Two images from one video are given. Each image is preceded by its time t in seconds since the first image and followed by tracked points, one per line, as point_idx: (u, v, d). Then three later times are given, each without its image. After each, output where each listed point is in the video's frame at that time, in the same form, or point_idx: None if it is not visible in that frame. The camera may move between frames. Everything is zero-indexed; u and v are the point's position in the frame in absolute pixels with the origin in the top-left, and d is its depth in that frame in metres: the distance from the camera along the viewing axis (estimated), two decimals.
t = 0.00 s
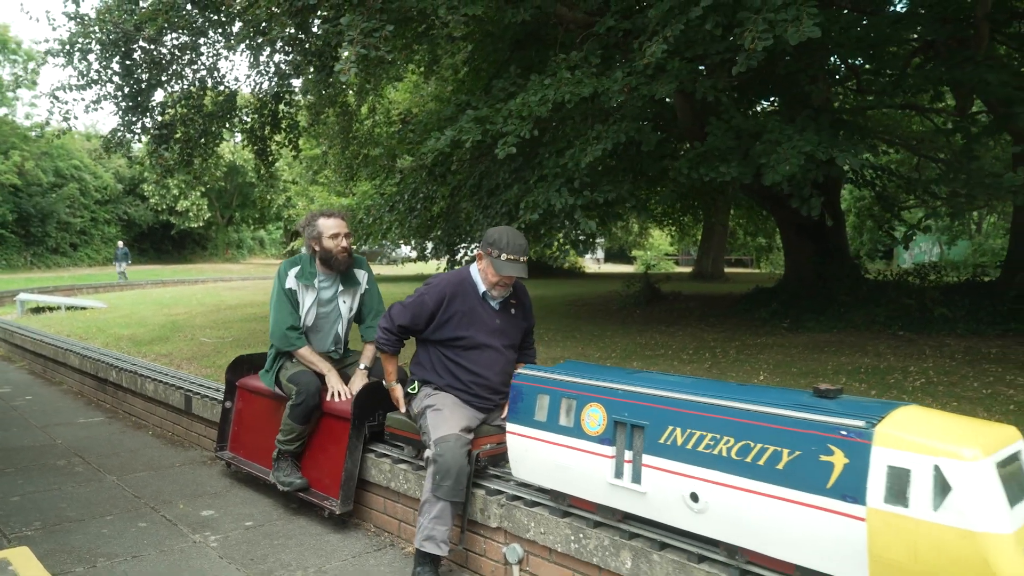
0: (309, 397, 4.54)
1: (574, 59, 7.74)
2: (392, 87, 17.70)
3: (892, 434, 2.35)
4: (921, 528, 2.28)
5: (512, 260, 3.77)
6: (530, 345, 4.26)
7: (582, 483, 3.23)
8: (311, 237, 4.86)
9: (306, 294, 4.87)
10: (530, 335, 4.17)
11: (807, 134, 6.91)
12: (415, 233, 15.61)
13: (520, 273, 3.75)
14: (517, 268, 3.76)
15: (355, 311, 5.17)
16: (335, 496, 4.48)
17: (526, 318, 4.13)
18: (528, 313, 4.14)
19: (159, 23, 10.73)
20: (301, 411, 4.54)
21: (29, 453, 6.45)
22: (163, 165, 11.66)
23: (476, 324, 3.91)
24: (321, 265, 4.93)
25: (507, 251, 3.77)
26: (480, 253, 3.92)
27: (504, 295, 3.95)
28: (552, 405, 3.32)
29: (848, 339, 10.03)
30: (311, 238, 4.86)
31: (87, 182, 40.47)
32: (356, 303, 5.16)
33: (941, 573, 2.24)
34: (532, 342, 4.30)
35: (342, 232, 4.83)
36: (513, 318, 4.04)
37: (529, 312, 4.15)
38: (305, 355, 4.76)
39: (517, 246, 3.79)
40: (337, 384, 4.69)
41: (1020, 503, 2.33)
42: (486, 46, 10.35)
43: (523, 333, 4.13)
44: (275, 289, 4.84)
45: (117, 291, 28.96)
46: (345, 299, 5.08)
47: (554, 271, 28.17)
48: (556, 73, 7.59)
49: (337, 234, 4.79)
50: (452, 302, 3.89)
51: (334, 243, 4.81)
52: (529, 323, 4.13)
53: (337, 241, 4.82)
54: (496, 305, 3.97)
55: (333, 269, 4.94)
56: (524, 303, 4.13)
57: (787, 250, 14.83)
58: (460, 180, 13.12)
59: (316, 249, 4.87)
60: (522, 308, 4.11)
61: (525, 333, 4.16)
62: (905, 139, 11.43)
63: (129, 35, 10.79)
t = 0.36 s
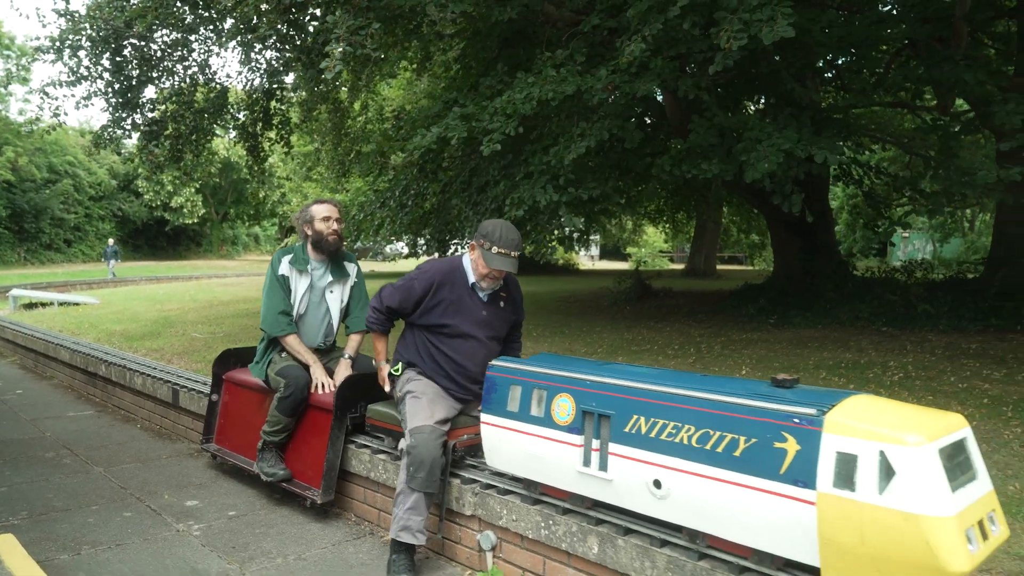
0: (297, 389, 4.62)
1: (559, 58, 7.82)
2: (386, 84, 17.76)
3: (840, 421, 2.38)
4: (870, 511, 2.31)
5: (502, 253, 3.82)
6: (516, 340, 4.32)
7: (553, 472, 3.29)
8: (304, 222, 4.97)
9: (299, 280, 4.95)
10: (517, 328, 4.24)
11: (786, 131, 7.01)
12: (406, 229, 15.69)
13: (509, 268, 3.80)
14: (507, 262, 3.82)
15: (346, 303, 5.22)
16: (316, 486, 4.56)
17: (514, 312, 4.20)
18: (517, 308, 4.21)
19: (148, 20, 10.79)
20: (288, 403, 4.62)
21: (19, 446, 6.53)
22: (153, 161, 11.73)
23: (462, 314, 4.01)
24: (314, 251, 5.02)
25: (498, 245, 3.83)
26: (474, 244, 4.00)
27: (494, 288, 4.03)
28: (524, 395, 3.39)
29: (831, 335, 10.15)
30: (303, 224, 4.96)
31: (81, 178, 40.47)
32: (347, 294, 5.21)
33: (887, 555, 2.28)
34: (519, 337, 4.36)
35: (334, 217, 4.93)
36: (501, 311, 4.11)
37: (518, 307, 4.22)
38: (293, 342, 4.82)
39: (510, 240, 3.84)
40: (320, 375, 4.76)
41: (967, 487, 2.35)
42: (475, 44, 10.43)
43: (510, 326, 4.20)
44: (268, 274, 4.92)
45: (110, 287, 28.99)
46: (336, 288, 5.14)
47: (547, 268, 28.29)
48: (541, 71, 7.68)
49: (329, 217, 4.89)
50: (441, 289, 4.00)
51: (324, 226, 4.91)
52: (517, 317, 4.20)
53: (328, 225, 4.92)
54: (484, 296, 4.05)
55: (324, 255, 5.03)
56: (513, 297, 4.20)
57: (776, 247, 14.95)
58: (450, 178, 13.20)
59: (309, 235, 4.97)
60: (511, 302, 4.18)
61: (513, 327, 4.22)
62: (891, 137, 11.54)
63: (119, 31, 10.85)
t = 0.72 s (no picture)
0: (283, 371, 4.69)
1: (546, 46, 7.88)
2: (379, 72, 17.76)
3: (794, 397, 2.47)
4: (820, 484, 2.39)
5: (478, 249, 3.88)
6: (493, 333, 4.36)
7: (525, 451, 3.37)
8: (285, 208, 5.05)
9: (285, 264, 5.02)
10: (493, 320, 4.28)
11: (769, 120, 7.09)
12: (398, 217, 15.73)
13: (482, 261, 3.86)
14: (483, 257, 3.89)
15: (331, 288, 5.30)
16: (299, 466, 4.67)
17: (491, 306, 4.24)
18: (493, 301, 4.26)
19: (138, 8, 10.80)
20: (274, 384, 4.70)
21: (9, 429, 6.61)
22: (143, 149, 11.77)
23: (435, 304, 4.07)
24: (296, 236, 5.10)
25: (472, 239, 3.88)
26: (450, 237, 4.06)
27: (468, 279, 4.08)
28: (498, 376, 3.47)
29: (817, 322, 10.27)
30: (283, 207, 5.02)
31: (75, 166, 40.43)
32: (332, 279, 5.30)
33: (836, 525, 2.38)
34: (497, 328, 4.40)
35: (313, 199, 5.01)
36: (476, 303, 4.16)
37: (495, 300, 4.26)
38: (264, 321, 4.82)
39: (486, 237, 3.90)
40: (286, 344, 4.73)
41: (914, 460, 2.44)
42: (465, 32, 10.46)
43: (486, 318, 4.25)
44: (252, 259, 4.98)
45: (104, 275, 29.01)
46: (323, 273, 5.23)
47: (541, 256, 28.38)
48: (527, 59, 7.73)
49: (307, 200, 4.97)
50: (416, 278, 4.07)
51: (302, 209, 5.00)
52: (493, 309, 4.23)
53: (307, 208, 5.00)
54: (459, 288, 4.11)
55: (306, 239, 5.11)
56: (491, 291, 4.24)
57: (766, 235, 15.04)
58: (441, 166, 13.26)
59: (289, 219, 5.05)
60: (487, 295, 4.23)
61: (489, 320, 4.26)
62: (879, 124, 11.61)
63: (108, 19, 10.85)
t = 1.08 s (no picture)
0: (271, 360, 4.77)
1: (538, 39, 7.94)
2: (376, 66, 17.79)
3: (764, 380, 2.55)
4: (788, 464, 2.47)
5: (447, 234, 4.01)
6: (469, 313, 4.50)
7: (508, 436, 3.45)
8: (258, 202, 5.11)
9: (263, 257, 5.09)
10: (469, 303, 4.39)
11: (757, 112, 7.15)
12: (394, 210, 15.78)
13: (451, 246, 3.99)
14: (451, 242, 4.01)
15: (311, 275, 5.37)
16: (289, 453, 4.75)
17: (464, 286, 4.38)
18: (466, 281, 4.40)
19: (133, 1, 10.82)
20: (264, 372, 4.78)
21: (6, 419, 6.69)
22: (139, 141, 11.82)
23: (413, 291, 4.16)
24: (272, 228, 5.16)
25: (439, 225, 4.01)
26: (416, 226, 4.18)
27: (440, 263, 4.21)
28: (482, 363, 3.55)
29: (808, 314, 10.34)
30: (257, 202, 5.10)
31: (72, 160, 40.46)
32: (312, 266, 5.38)
33: (803, 504, 2.46)
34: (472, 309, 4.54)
35: (285, 190, 5.06)
36: (451, 285, 4.29)
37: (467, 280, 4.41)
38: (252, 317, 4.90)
39: (452, 221, 4.03)
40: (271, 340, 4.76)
41: (878, 442, 2.52)
42: (459, 25, 10.50)
43: (461, 301, 4.37)
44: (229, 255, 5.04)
45: (102, 269, 29.05)
46: (302, 261, 5.31)
47: (539, 250, 28.42)
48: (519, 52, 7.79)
49: (279, 191, 5.02)
50: (390, 270, 4.15)
51: (275, 202, 5.05)
52: (467, 291, 4.36)
53: (279, 200, 5.05)
54: (432, 273, 4.23)
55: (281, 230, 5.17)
56: (461, 271, 4.39)
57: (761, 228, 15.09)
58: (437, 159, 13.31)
59: (263, 212, 5.10)
60: (459, 277, 4.36)
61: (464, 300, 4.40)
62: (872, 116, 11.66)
63: (103, 11, 10.88)
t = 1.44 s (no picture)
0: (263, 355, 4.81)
1: (532, 35, 7.98)
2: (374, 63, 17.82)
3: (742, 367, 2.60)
4: (764, 449, 2.52)
5: (412, 224, 4.10)
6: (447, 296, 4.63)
7: (495, 425, 3.50)
8: (235, 201, 5.14)
9: (245, 255, 5.13)
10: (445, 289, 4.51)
11: (750, 107, 7.20)
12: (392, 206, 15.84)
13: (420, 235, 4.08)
14: (418, 231, 4.10)
15: (294, 269, 5.41)
16: (284, 445, 4.81)
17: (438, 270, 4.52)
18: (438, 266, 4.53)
19: None
20: (257, 365, 4.84)
21: (4, 413, 6.75)
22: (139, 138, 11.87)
23: (389, 280, 4.26)
24: (251, 226, 5.20)
25: (404, 216, 4.10)
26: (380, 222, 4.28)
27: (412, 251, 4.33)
28: (469, 353, 3.60)
29: (804, 308, 10.39)
30: (234, 201, 5.12)
31: (73, 157, 40.55)
32: (294, 260, 5.42)
33: (778, 488, 2.51)
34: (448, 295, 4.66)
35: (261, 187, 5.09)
36: (424, 271, 4.42)
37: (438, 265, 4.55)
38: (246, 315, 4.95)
39: (417, 211, 4.12)
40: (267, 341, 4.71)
41: (852, 427, 2.57)
42: (456, 21, 10.54)
43: (437, 286, 4.49)
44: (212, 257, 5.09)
45: (103, 266, 29.11)
46: (283, 256, 5.35)
47: (539, 247, 28.45)
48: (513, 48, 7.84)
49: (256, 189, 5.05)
50: (364, 265, 4.24)
51: (254, 199, 5.08)
52: (441, 276, 4.49)
53: (256, 197, 5.08)
54: (404, 261, 4.34)
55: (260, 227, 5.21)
56: (432, 257, 4.53)
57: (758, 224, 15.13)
58: (435, 155, 13.36)
59: (241, 210, 5.13)
60: (431, 263, 4.49)
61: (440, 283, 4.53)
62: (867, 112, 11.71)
63: (101, 8, 10.91)
